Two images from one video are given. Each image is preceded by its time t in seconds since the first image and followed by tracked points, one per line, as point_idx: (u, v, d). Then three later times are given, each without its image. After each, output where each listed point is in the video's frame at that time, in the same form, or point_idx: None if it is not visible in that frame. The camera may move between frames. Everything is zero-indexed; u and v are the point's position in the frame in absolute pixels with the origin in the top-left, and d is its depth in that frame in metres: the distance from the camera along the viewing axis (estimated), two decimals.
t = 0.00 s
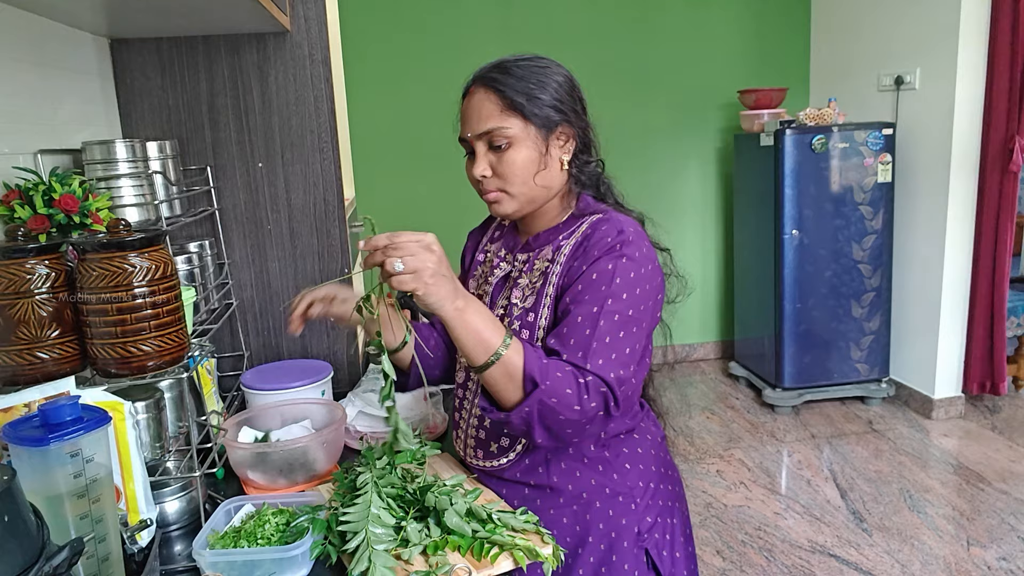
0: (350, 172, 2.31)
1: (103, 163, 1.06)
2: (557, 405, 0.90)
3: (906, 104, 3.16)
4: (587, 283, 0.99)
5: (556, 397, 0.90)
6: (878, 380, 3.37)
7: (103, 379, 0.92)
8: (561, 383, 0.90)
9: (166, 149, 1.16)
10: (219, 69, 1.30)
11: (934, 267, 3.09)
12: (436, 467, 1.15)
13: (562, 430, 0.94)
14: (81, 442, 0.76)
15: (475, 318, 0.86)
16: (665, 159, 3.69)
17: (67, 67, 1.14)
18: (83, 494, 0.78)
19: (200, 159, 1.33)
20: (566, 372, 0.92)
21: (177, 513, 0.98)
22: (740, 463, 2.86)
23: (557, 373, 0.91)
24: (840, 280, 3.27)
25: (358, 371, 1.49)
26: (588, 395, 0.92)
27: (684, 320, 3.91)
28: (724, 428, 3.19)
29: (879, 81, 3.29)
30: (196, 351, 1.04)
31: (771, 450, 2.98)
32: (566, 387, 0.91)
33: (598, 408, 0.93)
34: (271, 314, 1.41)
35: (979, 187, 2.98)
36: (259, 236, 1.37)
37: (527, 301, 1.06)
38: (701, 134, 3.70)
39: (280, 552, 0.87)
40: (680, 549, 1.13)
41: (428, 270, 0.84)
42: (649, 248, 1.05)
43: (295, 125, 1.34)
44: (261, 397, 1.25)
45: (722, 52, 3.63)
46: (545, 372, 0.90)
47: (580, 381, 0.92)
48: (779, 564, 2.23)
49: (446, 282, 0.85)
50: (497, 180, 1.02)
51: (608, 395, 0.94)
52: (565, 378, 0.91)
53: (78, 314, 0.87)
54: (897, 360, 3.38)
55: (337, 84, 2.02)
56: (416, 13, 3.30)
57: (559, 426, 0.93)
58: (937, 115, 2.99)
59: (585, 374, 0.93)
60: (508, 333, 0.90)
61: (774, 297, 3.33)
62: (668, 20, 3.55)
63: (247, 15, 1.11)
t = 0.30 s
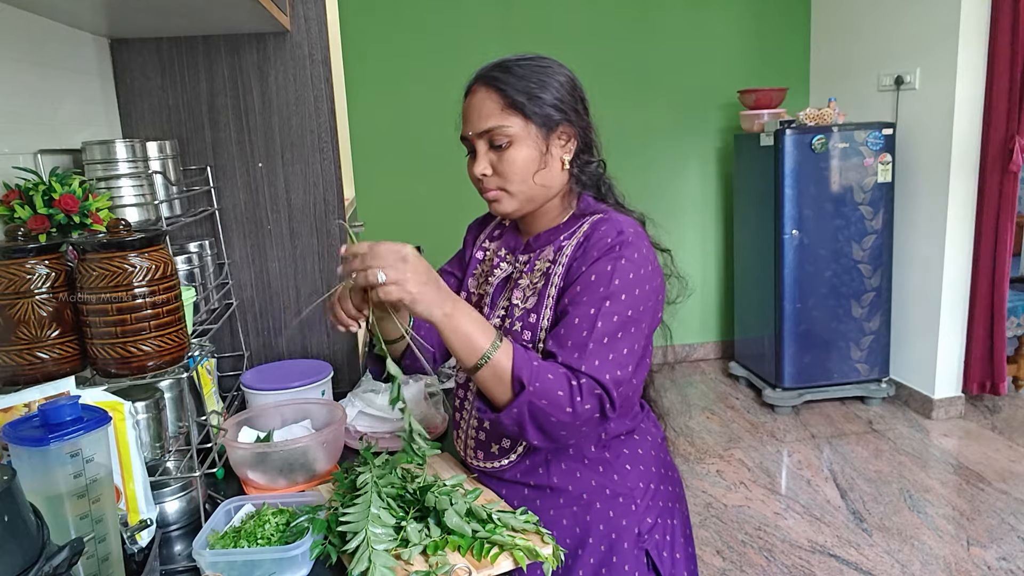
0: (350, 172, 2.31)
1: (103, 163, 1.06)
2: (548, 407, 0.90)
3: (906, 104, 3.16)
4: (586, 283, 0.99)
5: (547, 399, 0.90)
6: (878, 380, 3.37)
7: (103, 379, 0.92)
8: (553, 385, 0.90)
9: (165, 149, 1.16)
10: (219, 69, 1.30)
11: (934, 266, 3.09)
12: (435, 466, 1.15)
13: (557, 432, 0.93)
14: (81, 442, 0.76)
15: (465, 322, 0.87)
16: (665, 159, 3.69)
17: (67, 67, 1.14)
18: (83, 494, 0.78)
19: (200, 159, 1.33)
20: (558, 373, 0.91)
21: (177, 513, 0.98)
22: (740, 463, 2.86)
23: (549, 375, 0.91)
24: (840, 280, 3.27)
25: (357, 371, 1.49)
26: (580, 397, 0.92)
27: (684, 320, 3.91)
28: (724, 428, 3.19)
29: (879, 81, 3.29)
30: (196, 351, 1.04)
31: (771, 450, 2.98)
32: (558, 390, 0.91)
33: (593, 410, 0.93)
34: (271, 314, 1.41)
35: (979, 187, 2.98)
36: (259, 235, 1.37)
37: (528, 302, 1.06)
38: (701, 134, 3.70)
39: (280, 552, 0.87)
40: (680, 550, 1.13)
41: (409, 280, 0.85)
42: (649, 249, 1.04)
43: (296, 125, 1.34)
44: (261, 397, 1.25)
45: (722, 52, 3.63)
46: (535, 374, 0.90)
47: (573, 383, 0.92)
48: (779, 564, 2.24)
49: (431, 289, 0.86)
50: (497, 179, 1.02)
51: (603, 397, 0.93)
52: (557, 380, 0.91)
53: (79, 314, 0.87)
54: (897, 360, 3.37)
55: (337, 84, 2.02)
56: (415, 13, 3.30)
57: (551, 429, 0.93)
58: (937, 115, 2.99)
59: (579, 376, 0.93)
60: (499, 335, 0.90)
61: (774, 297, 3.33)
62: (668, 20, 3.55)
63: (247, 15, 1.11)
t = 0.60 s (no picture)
0: (350, 172, 2.31)
1: (103, 163, 1.06)
2: (552, 421, 0.92)
3: (906, 104, 3.16)
4: (586, 290, 0.99)
5: (551, 413, 0.92)
6: (877, 380, 3.37)
7: (103, 379, 0.92)
8: (557, 400, 0.92)
9: (166, 149, 1.17)
10: (219, 69, 1.30)
11: (935, 266, 3.09)
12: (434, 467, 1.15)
13: (557, 441, 0.96)
14: (81, 442, 0.76)
15: (475, 337, 0.87)
16: (665, 159, 3.69)
17: (67, 68, 1.14)
18: (83, 494, 0.78)
19: (200, 159, 1.33)
20: (561, 387, 0.93)
21: (177, 513, 0.98)
22: (740, 463, 2.86)
23: (553, 391, 0.92)
24: (840, 280, 3.27)
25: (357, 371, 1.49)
26: (582, 409, 0.94)
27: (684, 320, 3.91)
28: (724, 428, 3.19)
29: (879, 81, 3.29)
30: (197, 351, 1.04)
31: (771, 450, 2.98)
32: (561, 404, 0.93)
33: (593, 420, 0.95)
34: (271, 314, 1.41)
35: (979, 188, 2.98)
36: (259, 236, 1.37)
37: (528, 305, 1.06)
38: (701, 134, 3.70)
39: (280, 551, 0.87)
40: (681, 552, 1.13)
41: (424, 296, 0.84)
42: (649, 251, 1.04)
43: (296, 125, 1.34)
44: (261, 398, 1.25)
45: (722, 52, 3.63)
46: (541, 391, 0.91)
47: (575, 396, 0.94)
48: (779, 563, 2.24)
49: (444, 305, 0.85)
50: (497, 181, 1.02)
51: (603, 408, 0.96)
52: (560, 395, 0.93)
53: (78, 314, 0.87)
54: (897, 360, 3.38)
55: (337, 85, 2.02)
56: (415, 13, 3.30)
57: (553, 439, 0.95)
58: (937, 115, 2.99)
59: (580, 389, 0.94)
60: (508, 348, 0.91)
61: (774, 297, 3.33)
62: (668, 20, 3.55)
63: (247, 15, 1.11)
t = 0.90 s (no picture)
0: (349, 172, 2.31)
1: (103, 163, 1.06)
2: (549, 421, 0.92)
3: (906, 104, 3.16)
4: (585, 289, 0.99)
5: (547, 414, 0.92)
6: (878, 380, 3.37)
7: (103, 379, 0.92)
8: (554, 400, 0.92)
9: (165, 149, 1.17)
10: (219, 69, 1.30)
11: (935, 266, 3.09)
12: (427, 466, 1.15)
13: (556, 442, 0.95)
14: (81, 442, 0.76)
15: (467, 337, 0.87)
16: (664, 159, 3.69)
17: (68, 69, 1.14)
18: (83, 494, 0.78)
19: (200, 159, 1.33)
20: (560, 387, 0.93)
21: (177, 513, 0.98)
22: (740, 463, 2.86)
23: (550, 390, 0.92)
24: (840, 280, 3.27)
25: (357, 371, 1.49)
26: (580, 409, 0.93)
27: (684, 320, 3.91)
28: (725, 428, 3.19)
29: (879, 81, 3.29)
30: (197, 350, 1.03)
31: (771, 450, 2.98)
32: (558, 404, 0.92)
33: (592, 420, 0.95)
34: (271, 314, 1.41)
35: (979, 187, 2.98)
36: (259, 236, 1.37)
37: (528, 303, 1.06)
38: (701, 134, 3.70)
39: (280, 552, 0.87)
40: (680, 555, 1.13)
41: (409, 304, 0.85)
42: (649, 251, 1.04)
43: (295, 125, 1.34)
44: (261, 398, 1.25)
45: (722, 52, 3.63)
46: (537, 391, 0.91)
47: (574, 396, 0.93)
48: (779, 563, 2.24)
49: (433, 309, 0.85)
50: (496, 185, 1.02)
51: (602, 408, 0.95)
52: (558, 395, 0.92)
53: (79, 314, 0.87)
54: (897, 360, 3.38)
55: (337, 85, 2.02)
56: (415, 13, 3.30)
57: (550, 438, 0.95)
58: (937, 116, 2.99)
59: (579, 388, 0.94)
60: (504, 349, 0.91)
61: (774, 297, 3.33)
62: (668, 20, 3.54)
63: (246, 15, 1.11)
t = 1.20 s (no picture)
0: (350, 172, 2.31)
1: (104, 163, 1.06)
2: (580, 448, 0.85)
3: (907, 105, 3.16)
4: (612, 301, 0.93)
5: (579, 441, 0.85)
6: (878, 380, 3.37)
7: (103, 379, 0.92)
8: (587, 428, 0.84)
9: (165, 149, 1.17)
10: (219, 69, 1.30)
11: (935, 266, 3.10)
12: (404, 471, 1.11)
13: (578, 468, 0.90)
14: (81, 442, 0.76)
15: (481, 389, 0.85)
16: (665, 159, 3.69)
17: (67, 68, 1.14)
18: (83, 494, 0.78)
19: (200, 159, 1.33)
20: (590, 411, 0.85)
21: (177, 512, 0.98)
22: (740, 463, 2.86)
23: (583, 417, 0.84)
24: (840, 280, 3.27)
25: (358, 372, 1.49)
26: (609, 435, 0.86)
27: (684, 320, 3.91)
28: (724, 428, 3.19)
29: (879, 81, 3.30)
30: (197, 349, 1.02)
31: (771, 450, 2.97)
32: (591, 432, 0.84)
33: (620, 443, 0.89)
34: (271, 314, 1.41)
35: (979, 187, 2.98)
36: (259, 236, 1.37)
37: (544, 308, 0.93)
38: (701, 135, 3.70)
39: (282, 553, 0.88)
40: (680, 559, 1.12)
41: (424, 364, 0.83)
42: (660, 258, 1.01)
43: (296, 126, 1.34)
44: (261, 399, 1.25)
45: (722, 52, 3.63)
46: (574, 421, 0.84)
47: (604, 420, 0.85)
48: (779, 563, 2.24)
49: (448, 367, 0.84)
50: (582, 181, 0.80)
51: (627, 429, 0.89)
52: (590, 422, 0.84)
53: (79, 314, 0.87)
54: (897, 360, 3.38)
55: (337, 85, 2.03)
56: (415, 13, 3.30)
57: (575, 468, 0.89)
58: (937, 116, 2.99)
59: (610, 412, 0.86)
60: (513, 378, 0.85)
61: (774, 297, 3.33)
62: (668, 20, 3.54)
63: (247, 15, 1.11)
